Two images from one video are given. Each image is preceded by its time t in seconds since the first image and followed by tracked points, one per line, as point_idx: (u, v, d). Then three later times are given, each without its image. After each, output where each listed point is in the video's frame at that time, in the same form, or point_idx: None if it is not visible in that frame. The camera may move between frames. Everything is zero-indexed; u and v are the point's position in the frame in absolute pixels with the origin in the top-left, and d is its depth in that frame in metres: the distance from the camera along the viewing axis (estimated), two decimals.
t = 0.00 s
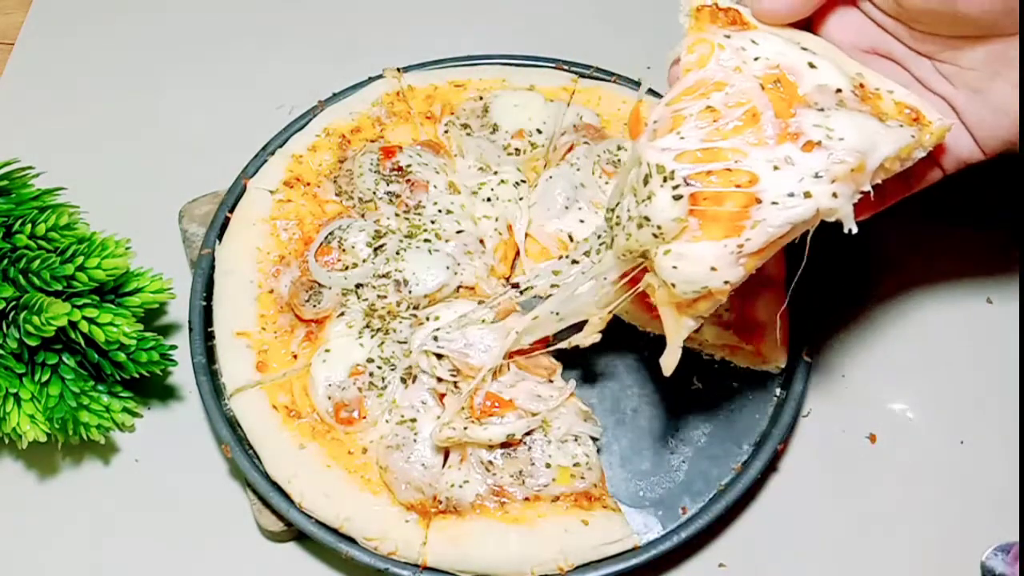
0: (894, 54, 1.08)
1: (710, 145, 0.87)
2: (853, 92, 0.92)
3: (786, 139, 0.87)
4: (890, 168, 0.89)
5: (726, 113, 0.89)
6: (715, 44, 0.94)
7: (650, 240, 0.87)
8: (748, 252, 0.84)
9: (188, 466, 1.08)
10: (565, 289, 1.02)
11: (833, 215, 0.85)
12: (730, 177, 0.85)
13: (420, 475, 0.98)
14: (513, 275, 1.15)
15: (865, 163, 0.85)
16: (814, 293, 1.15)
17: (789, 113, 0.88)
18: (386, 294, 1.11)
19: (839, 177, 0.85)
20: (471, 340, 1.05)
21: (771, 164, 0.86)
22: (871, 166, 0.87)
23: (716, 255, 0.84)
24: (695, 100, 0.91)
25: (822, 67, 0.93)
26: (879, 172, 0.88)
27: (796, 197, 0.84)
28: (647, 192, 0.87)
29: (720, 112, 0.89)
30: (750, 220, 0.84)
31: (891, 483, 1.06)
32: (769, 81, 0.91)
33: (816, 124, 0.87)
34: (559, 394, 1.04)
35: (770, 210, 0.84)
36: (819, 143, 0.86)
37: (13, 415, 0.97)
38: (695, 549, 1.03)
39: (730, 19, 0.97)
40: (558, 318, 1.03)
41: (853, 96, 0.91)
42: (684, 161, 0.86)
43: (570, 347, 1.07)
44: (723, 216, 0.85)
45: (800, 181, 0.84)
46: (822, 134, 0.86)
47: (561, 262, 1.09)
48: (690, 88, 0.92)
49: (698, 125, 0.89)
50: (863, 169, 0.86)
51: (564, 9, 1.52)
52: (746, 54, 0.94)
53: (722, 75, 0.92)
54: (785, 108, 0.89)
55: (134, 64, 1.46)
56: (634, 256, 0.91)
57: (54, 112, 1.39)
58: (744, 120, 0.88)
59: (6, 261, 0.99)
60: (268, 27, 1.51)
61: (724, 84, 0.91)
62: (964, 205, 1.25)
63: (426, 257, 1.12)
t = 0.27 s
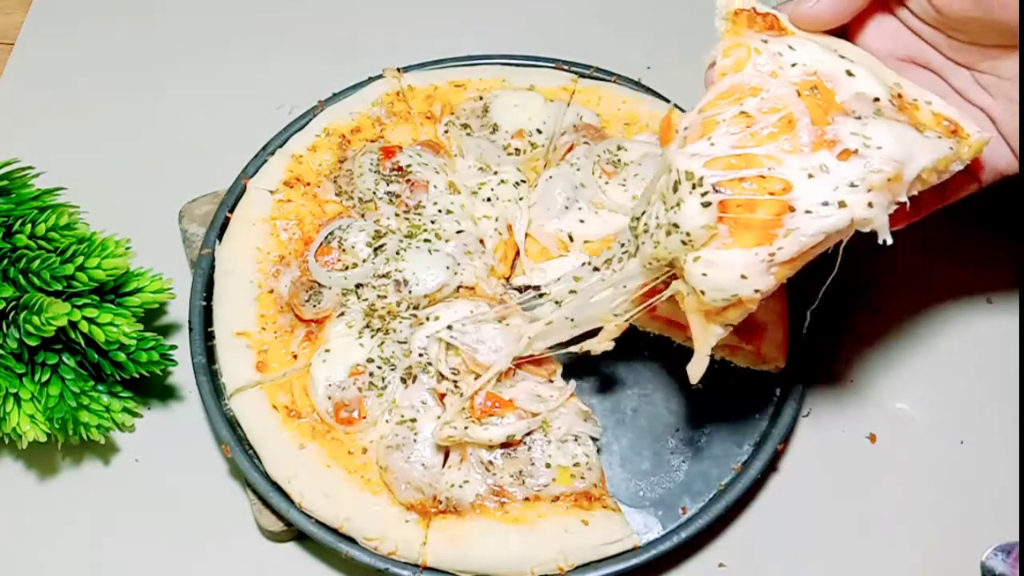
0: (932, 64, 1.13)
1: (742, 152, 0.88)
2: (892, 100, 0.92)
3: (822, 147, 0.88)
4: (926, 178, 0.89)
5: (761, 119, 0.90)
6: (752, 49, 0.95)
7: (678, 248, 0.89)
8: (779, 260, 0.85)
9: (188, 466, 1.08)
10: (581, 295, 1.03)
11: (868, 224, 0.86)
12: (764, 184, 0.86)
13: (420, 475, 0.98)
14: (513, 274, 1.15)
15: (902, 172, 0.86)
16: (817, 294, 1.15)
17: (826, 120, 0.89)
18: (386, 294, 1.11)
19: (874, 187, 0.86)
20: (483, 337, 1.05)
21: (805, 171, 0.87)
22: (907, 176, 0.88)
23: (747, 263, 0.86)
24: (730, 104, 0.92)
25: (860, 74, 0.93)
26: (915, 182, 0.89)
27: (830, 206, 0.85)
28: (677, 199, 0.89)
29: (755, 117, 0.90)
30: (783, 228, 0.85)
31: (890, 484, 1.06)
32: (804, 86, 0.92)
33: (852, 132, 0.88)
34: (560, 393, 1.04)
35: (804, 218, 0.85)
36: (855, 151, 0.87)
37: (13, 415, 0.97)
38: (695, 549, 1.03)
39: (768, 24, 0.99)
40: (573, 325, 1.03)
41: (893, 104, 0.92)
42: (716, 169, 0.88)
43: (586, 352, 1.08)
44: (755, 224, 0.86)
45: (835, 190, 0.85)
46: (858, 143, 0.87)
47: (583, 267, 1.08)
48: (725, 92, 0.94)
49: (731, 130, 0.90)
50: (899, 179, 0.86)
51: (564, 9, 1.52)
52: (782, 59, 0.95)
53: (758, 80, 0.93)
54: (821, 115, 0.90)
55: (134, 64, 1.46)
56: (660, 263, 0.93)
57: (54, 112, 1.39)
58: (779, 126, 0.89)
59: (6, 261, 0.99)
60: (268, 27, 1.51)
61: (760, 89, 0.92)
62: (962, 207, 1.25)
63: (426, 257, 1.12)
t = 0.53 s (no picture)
0: (975, 90, 1.20)
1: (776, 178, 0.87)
2: (933, 133, 0.91)
3: (860, 178, 0.86)
4: (967, 217, 0.88)
5: (798, 145, 0.89)
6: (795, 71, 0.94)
7: (704, 274, 0.89)
8: (809, 293, 0.84)
9: (188, 466, 1.08)
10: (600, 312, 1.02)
11: (903, 261, 0.85)
12: (797, 214, 0.85)
13: (420, 475, 0.98)
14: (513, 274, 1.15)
15: (942, 209, 0.85)
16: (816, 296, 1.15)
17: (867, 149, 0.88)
18: (386, 294, 1.10)
19: (912, 222, 0.84)
20: (503, 339, 1.04)
21: (841, 203, 0.86)
22: (948, 212, 0.86)
23: (775, 293, 0.85)
24: (769, 128, 0.91)
25: (902, 105, 0.92)
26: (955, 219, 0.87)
27: (864, 240, 0.84)
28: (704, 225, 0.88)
29: (792, 143, 0.89)
30: (814, 260, 0.84)
31: (891, 483, 1.06)
32: (845, 111, 0.91)
33: (893, 163, 0.86)
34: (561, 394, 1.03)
35: (838, 252, 0.84)
36: (895, 184, 0.85)
37: (13, 415, 0.97)
38: (694, 549, 1.03)
39: (810, 47, 0.98)
40: (593, 340, 1.03)
41: (934, 137, 0.91)
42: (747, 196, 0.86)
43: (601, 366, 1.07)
44: (786, 253, 0.85)
45: (871, 225, 0.84)
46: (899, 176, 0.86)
47: (609, 284, 1.07)
48: (763, 115, 0.93)
49: (767, 154, 0.89)
50: (939, 215, 0.85)
51: (564, 9, 1.52)
52: (824, 84, 0.94)
53: (798, 105, 0.92)
54: (862, 143, 0.88)
55: (134, 64, 1.46)
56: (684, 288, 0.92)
57: (54, 112, 1.39)
58: (819, 154, 0.88)
59: (6, 261, 0.99)
60: (268, 27, 1.51)
61: (799, 114, 0.91)
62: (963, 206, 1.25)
63: (426, 257, 1.12)
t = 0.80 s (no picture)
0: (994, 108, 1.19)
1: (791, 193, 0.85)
2: (953, 155, 0.89)
3: (878, 198, 0.84)
4: (982, 243, 0.86)
5: (816, 159, 0.86)
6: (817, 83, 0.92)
7: (708, 287, 0.87)
8: (815, 313, 0.83)
9: (188, 466, 1.08)
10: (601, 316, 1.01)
11: (916, 284, 0.84)
12: (811, 231, 0.83)
13: (420, 475, 0.98)
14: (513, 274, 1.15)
15: (960, 235, 0.83)
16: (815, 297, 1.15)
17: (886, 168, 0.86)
18: (386, 294, 1.11)
19: (927, 246, 0.83)
20: (506, 338, 1.05)
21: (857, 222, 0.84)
22: (963, 237, 0.85)
23: (781, 309, 0.83)
24: (786, 139, 0.89)
25: (925, 124, 0.90)
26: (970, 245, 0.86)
27: (878, 262, 0.82)
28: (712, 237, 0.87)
29: (809, 156, 0.87)
30: (824, 279, 0.83)
31: (890, 484, 1.06)
32: (864, 126, 0.89)
33: (912, 185, 0.85)
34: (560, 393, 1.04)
35: (849, 271, 0.82)
36: (912, 207, 0.84)
37: (13, 415, 0.97)
38: (694, 549, 1.03)
39: (834, 58, 0.96)
40: (593, 344, 1.01)
41: (955, 160, 0.89)
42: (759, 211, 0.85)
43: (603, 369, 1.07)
44: (796, 270, 0.83)
45: (887, 246, 0.83)
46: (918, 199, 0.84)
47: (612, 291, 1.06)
48: (781, 126, 0.90)
49: (783, 168, 0.87)
50: (955, 241, 0.84)
51: (564, 8, 1.52)
52: (845, 97, 0.91)
53: (818, 118, 0.90)
54: (882, 161, 0.86)
55: (134, 64, 1.46)
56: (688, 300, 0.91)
57: (54, 112, 1.39)
58: (837, 170, 0.86)
59: (6, 261, 0.99)
60: (268, 27, 1.51)
61: (819, 127, 0.89)
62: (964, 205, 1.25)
63: (426, 257, 1.12)
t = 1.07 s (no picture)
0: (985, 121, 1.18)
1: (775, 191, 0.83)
2: (944, 166, 0.88)
3: (864, 203, 0.82)
4: (968, 257, 0.84)
5: (804, 159, 0.84)
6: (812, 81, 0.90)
7: (683, 287, 0.86)
8: (789, 316, 0.80)
9: (188, 466, 1.08)
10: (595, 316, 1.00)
11: (897, 295, 0.81)
12: (793, 232, 0.81)
13: (420, 475, 0.98)
14: (513, 274, 1.15)
15: (945, 245, 0.81)
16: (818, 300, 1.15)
17: (875, 173, 0.84)
18: (386, 294, 1.11)
19: (910, 255, 0.80)
20: (505, 338, 1.05)
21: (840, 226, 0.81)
22: (949, 249, 0.82)
23: (754, 311, 0.81)
24: (776, 137, 0.87)
25: (915, 134, 0.89)
26: (956, 259, 0.83)
27: (858, 268, 0.80)
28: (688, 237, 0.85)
29: (798, 156, 0.85)
30: (802, 282, 0.80)
31: (889, 483, 1.06)
32: (856, 129, 0.87)
33: (901, 192, 0.82)
34: (560, 394, 1.04)
35: (829, 276, 0.80)
36: (899, 213, 0.81)
37: (13, 415, 0.97)
38: (695, 548, 1.03)
39: (831, 60, 0.94)
40: (588, 345, 1.01)
41: (945, 172, 0.88)
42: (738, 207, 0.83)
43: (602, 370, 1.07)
44: (774, 272, 0.81)
45: (869, 252, 0.80)
46: (905, 204, 0.82)
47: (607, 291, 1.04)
48: (770, 123, 0.88)
49: (770, 166, 0.84)
50: (941, 252, 0.81)
51: (564, 9, 1.52)
52: (838, 98, 0.90)
53: (810, 116, 0.88)
54: (872, 166, 0.84)
55: (134, 64, 1.46)
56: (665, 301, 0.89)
57: (54, 112, 1.39)
58: (825, 171, 0.83)
59: (6, 260, 0.99)
60: (268, 27, 1.51)
61: (809, 126, 0.87)
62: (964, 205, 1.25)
63: (426, 257, 1.12)
